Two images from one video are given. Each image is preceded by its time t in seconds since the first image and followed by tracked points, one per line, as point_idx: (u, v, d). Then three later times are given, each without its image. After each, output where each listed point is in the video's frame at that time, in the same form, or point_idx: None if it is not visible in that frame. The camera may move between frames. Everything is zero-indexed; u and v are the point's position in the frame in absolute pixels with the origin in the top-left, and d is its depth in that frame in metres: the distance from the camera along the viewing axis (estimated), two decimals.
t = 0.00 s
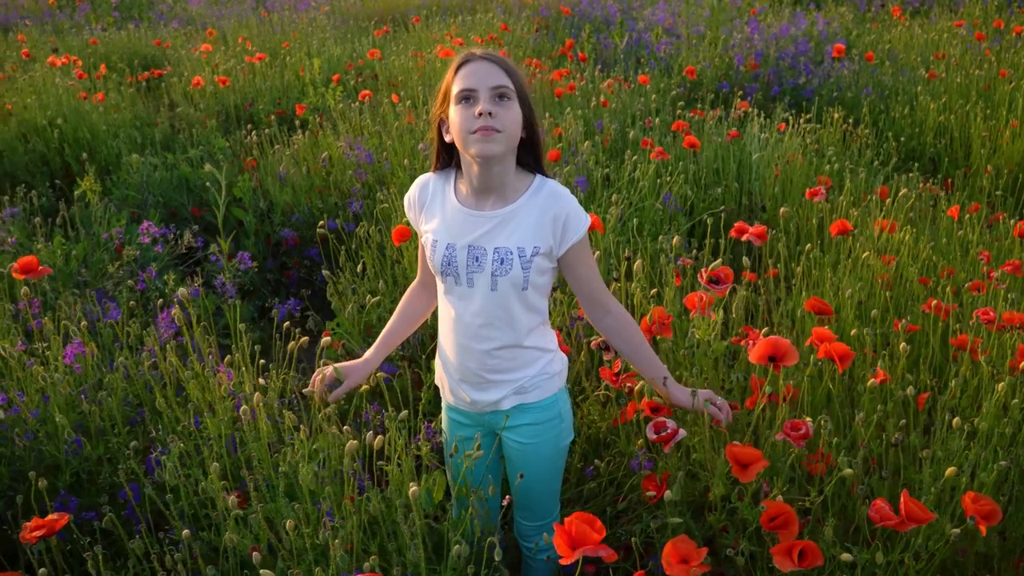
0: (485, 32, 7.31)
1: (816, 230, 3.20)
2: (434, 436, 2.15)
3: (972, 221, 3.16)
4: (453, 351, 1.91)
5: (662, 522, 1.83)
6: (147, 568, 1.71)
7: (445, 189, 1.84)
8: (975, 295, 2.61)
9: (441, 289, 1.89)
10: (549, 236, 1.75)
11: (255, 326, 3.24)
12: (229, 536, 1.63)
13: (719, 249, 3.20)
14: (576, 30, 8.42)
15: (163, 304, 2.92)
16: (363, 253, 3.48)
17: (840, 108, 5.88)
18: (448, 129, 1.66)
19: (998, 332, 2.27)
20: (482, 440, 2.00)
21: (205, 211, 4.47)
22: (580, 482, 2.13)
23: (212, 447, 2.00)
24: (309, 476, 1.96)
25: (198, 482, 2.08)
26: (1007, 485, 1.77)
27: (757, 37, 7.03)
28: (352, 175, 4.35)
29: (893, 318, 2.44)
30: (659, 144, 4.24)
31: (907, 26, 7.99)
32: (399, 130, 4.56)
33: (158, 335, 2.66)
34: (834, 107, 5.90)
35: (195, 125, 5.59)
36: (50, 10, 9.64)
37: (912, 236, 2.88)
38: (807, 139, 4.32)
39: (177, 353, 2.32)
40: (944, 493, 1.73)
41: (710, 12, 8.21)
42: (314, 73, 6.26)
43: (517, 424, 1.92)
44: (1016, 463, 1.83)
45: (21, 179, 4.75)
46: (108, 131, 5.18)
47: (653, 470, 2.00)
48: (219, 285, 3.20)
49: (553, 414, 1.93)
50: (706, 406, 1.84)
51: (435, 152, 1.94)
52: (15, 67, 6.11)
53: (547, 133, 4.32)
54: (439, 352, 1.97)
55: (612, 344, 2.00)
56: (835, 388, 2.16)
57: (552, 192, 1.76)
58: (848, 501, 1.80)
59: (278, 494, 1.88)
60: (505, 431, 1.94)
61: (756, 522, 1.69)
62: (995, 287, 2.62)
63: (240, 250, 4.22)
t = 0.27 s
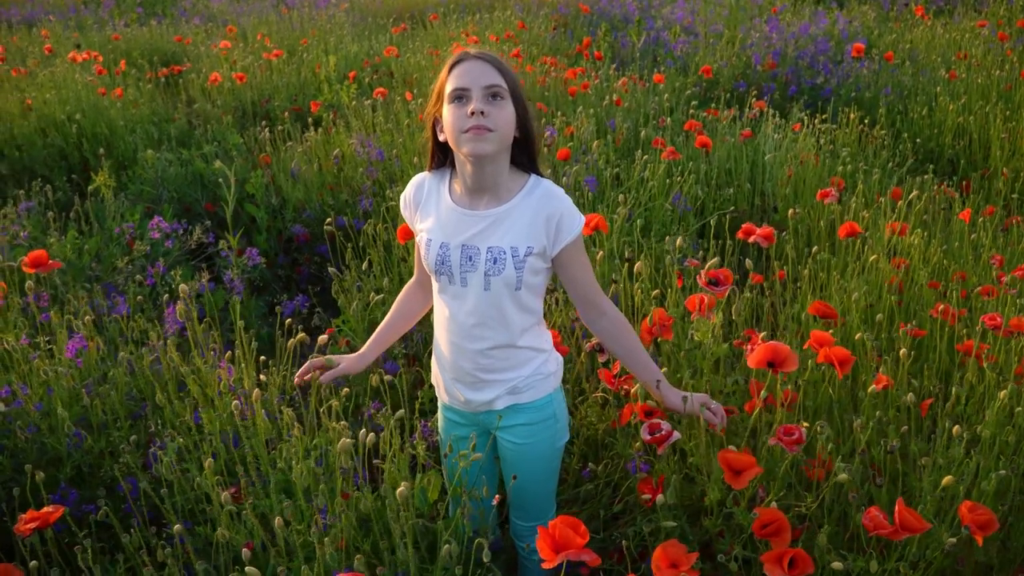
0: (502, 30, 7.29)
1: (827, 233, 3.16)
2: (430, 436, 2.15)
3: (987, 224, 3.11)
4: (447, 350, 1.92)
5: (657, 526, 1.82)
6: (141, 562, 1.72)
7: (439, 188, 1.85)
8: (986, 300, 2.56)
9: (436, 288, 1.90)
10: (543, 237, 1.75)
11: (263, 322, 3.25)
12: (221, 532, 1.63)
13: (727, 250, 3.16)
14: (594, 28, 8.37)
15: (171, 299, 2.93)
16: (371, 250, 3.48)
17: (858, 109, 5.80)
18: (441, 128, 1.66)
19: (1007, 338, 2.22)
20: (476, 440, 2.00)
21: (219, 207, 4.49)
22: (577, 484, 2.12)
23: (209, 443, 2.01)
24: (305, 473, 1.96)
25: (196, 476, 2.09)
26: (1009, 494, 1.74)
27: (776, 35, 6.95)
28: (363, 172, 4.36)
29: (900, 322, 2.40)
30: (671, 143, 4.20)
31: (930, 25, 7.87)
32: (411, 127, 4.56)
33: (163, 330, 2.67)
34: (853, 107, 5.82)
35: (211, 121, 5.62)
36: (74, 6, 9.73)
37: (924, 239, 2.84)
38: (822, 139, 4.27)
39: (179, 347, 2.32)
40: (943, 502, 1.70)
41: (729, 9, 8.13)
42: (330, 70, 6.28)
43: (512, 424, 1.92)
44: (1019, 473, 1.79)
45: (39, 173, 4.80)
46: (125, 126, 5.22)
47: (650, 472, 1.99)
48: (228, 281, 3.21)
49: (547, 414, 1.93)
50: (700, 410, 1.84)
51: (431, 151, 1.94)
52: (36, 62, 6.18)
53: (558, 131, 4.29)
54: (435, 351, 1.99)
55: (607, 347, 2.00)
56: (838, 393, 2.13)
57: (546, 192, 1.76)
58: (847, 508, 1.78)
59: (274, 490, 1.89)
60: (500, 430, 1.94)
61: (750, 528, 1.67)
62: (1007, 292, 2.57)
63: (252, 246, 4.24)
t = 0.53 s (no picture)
0: (520, 29, 7.28)
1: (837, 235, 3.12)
2: (424, 434, 2.17)
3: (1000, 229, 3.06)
4: (439, 348, 1.93)
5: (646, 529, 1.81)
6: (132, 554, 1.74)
7: (431, 188, 1.86)
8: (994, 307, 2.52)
9: (428, 287, 1.91)
10: (532, 236, 1.76)
11: (270, 318, 3.27)
12: (208, 526, 1.64)
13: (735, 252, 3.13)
14: (614, 27, 8.33)
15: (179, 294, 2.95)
16: (379, 247, 3.49)
17: (878, 110, 5.72)
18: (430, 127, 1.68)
19: (1012, 345, 2.18)
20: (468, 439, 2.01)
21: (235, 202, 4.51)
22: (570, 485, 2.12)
23: (205, 437, 2.02)
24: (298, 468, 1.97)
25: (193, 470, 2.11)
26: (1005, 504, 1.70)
27: (797, 36, 6.87)
28: (375, 170, 4.38)
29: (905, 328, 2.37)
30: (684, 144, 4.18)
31: (956, 26, 7.74)
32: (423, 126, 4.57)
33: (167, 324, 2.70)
34: (873, 109, 5.74)
35: (229, 118, 5.66)
36: (102, 3, 9.86)
37: (934, 243, 2.79)
38: (837, 141, 4.22)
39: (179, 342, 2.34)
40: (936, 511, 1.68)
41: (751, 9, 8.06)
42: (347, 68, 6.31)
43: (502, 423, 1.93)
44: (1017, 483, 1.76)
45: (59, 167, 4.86)
46: (144, 122, 5.28)
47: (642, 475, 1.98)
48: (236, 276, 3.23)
49: (538, 414, 1.93)
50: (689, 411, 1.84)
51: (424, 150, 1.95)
52: (60, 58, 6.26)
53: (570, 130, 4.28)
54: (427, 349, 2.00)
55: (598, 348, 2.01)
56: (836, 398, 2.10)
57: (535, 192, 1.76)
58: (839, 515, 1.75)
59: (266, 485, 1.90)
60: (491, 430, 1.95)
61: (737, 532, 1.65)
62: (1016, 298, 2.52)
63: (264, 242, 4.26)
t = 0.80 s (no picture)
0: (541, 30, 7.27)
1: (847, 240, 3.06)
2: (415, 431, 2.17)
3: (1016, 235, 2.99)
4: (427, 345, 1.93)
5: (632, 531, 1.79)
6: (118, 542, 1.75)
7: (419, 184, 1.86)
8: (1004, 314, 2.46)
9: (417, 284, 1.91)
10: (518, 234, 1.75)
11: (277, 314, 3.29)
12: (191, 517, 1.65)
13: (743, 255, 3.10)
14: (638, 29, 8.29)
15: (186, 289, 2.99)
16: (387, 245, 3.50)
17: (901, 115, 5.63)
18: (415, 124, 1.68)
19: (1016, 353, 2.13)
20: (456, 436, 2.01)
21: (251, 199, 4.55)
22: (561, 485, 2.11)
23: (198, 429, 2.04)
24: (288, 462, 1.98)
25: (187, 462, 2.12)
26: (997, 514, 1.66)
27: (822, 39, 6.79)
28: (388, 168, 4.39)
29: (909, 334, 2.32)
30: (698, 146, 4.14)
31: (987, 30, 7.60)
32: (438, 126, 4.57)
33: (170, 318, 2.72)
34: (896, 113, 5.65)
35: (249, 116, 5.72)
36: (133, 3, 10.02)
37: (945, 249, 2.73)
38: (854, 145, 4.16)
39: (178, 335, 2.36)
40: (925, 520, 1.64)
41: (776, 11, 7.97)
42: (367, 68, 6.34)
43: (489, 421, 1.92)
44: (1011, 493, 1.72)
45: (81, 163, 4.93)
46: (165, 119, 5.34)
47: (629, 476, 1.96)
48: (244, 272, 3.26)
49: (526, 412, 1.92)
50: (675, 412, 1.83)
51: (410, 148, 1.97)
52: (87, 56, 6.36)
53: (584, 131, 4.26)
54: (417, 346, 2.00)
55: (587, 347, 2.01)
56: (834, 404, 2.07)
57: (522, 189, 1.76)
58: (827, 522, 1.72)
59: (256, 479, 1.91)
60: (478, 427, 1.94)
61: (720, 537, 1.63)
62: None
63: (278, 239, 4.29)
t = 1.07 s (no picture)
0: (561, 32, 7.25)
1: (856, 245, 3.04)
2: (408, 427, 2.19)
3: None
4: (417, 341, 1.95)
5: (616, 531, 1.79)
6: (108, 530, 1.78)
7: (410, 182, 1.88)
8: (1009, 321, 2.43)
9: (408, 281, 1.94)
10: (505, 232, 1.76)
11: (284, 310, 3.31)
12: (180, 507, 1.68)
13: (749, 259, 3.08)
14: (659, 31, 8.26)
15: (193, 285, 3.03)
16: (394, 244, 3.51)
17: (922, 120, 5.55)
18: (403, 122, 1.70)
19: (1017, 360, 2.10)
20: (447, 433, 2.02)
21: (265, 197, 4.60)
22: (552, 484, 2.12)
23: (195, 422, 2.07)
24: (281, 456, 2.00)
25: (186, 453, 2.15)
26: (984, 521, 1.64)
27: (844, 43, 6.71)
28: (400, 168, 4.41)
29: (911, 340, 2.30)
30: (710, 149, 4.11)
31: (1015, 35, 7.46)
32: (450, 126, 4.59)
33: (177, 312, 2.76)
34: (916, 118, 5.58)
35: (267, 115, 5.78)
36: (161, 3, 10.15)
37: (951, 255, 2.70)
38: (869, 150, 4.11)
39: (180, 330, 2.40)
40: (909, 525, 1.64)
41: (800, 15, 7.89)
42: (385, 69, 6.37)
43: (477, 418, 1.93)
44: (1000, 501, 1.70)
45: (102, 160, 5.01)
46: (185, 117, 5.41)
47: (617, 476, 1.97)
48: (252, 269, 3.30)
49: (514, 410, 1.92)
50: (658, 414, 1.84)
51: (401, 146, 1.99)
52: (112, 54, 6.46)
53: (597, 133, 4.25)
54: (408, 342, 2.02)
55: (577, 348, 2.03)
56: (828, 408, 2.05)
57: (510, 188, 1.76)
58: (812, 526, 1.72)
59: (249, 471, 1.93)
60: (467, 424, 1.96)
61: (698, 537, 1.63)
62: None
63: (291, 237, 4.33)
